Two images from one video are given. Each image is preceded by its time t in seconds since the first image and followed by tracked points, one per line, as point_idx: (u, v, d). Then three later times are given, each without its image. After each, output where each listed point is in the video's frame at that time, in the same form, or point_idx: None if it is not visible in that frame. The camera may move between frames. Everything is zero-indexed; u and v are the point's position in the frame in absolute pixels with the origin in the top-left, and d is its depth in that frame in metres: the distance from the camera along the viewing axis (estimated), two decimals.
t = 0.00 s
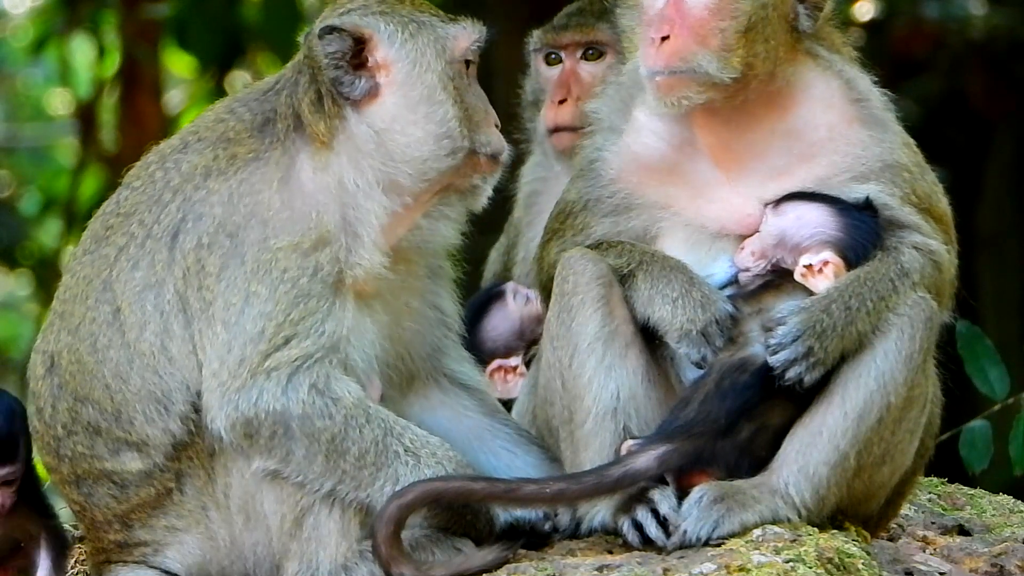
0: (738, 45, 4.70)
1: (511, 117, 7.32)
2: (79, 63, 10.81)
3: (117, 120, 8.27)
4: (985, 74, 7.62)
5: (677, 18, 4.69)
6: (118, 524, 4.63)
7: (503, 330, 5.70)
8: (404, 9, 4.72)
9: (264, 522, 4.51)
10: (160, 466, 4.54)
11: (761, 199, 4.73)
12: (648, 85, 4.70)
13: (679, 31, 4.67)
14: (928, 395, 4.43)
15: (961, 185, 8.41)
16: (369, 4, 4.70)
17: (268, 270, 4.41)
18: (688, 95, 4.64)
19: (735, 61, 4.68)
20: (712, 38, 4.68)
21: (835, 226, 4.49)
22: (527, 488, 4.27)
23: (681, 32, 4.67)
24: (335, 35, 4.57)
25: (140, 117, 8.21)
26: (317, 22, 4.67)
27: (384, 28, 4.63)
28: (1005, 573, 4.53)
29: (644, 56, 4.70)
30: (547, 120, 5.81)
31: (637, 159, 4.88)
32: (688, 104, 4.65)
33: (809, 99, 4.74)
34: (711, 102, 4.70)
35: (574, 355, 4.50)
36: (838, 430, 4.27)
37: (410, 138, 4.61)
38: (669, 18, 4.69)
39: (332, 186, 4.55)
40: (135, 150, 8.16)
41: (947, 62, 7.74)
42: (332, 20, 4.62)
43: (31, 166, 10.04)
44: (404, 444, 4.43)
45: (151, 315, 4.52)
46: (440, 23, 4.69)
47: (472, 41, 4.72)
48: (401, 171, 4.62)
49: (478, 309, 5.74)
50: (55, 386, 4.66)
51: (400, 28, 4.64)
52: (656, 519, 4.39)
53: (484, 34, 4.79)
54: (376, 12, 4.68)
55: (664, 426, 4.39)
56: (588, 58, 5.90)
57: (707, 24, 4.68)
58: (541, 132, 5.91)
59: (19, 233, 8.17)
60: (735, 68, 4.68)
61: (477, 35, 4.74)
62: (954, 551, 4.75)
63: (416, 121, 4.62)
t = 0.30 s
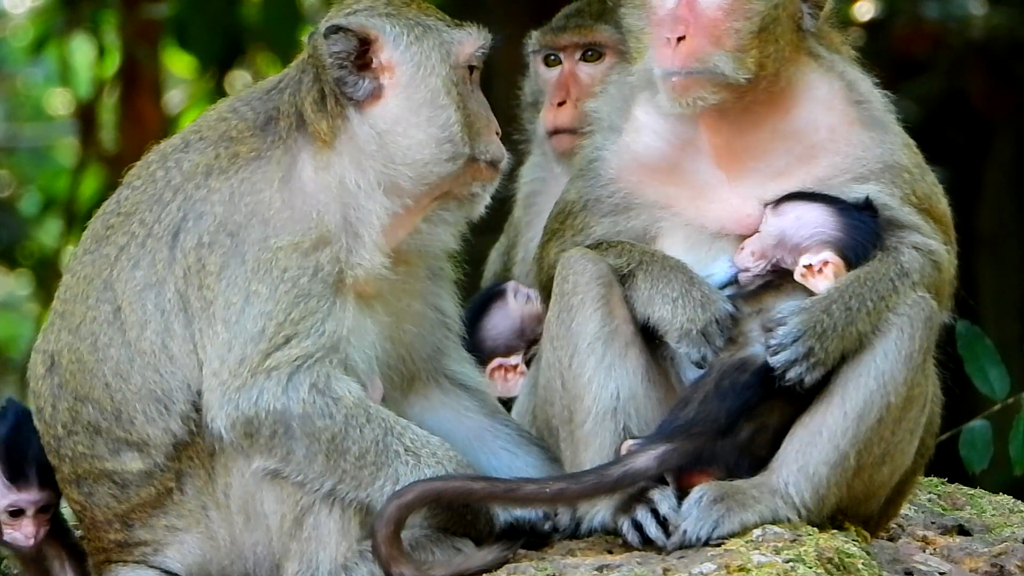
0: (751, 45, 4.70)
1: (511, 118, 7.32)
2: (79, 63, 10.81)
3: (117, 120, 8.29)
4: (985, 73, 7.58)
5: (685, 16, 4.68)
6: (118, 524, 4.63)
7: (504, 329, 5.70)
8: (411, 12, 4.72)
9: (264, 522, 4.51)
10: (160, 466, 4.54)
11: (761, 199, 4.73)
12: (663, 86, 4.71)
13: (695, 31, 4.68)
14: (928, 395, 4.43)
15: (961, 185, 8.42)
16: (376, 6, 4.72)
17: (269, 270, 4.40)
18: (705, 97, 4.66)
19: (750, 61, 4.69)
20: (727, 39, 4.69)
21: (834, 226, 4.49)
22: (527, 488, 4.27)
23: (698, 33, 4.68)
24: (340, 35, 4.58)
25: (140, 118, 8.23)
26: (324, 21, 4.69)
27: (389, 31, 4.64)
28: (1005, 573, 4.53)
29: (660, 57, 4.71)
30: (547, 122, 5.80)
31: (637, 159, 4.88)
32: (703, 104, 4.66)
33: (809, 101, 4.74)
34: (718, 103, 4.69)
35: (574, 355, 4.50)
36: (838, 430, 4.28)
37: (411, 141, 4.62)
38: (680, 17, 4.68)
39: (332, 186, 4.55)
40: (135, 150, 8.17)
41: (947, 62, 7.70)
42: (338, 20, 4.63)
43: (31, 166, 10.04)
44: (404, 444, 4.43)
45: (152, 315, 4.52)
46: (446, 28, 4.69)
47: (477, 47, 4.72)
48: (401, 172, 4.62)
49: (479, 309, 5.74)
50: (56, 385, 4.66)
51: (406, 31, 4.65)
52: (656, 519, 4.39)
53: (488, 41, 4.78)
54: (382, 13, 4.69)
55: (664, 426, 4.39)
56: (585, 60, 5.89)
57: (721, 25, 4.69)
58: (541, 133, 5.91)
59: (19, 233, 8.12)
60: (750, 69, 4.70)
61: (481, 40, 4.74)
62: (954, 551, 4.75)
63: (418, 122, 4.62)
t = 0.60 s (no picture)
0: (794, 42, 4.69)
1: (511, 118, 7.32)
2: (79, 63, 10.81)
3: (117, 119, 8.29)
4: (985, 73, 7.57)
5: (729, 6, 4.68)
6: (118, 524, 4.62)
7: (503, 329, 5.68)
8: (410, 15, 4.71)
9: (264, 522, 4.51)
10: (160, 466, 4.54)
11: (759, 199, 4.73)
12: (710, 70, 4.67)
13: (747, 18, 4.67)
14: (927, 394, 4.43)
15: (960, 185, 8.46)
16: (376, 7, 4.70)
17: (267, 270, 4.40)
18: (753, 87, 4.63)
19: (792, 57, 4.68)
20: (777, 30, 4.66)
21: (832, 226, 4.48)
22: (527, 488, 4.26)
23: (750, 20, 4.66)
24: (338, 35, 4.56)
25: (140, 117, 8.22)
26: (325, 20, 4.66)
27: (388, 32, 4.61)
28: (1005, 573, 4.53)
29: (713, 41, 4.68)
30: (547, 123, 5.78)
31: (635, 159, 4.87)
32: (753, 95, 4.64)
33: (807, 103, 4.73)
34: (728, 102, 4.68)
35: (573, 355, 4.50)
36: (837, 429, 4.28)
37: (409, 143, 4.61)
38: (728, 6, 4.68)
39: (331, 187, 4.55)
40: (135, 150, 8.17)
41: (948, 62, 7.70)
42: (336, 20, 4.61)
43: (31, 166, 10.04)
44: (403, 444, 4.43)
45: (151, 315, 4.52)
46: (445, 31, 4.67)
47: (476, 50, 4.69)
48: (399, 172, 4.62)
49: (478, 309, 5.73)
50: (55, 385, 4.66)
51: (404, 33, 4.62)
52: (655, 519, 4.39)
53: (488, 42, 4.76)
54: (382, 15, 4.66)
55: (663, 426, 4.39)
56: (586, 61, 5.92)
57: (770, 17, 4.66)
58: (541, 134, 5.90)
59: (19, 232, 8.10)
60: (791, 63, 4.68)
61: (482, 43, 4.72)
62: (954, 551, 4.75)
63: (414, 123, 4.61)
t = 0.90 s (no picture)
0: (805, 44, 4.70)
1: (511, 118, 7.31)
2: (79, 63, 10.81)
3: (117, 120, 8.29)
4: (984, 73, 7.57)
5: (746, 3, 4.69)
6: (118, 524, 4.63)
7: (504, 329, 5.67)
8: (394, 11, 4.69)
9: (264, 522, 4.51)
10: (160, 466, 4.54)
11: (759, 199, 4.73)
12: (728, 70, 4.67)
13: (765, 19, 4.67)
14: (927, 394, 4.43)
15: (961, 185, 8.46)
16: (359, 7, 4.68)
17: (265, 271, 4.40)
18: (769, 88, 4.64)
19: (803, 59, 4.69)
20: (790, 31, 4.67)
21: (832, 225, 4.48)
22: (527, 488, 4.26)
23: (767, 21, 4.66)
24: (322, 40, 4.57)
25: (140, 117, 8.22)
26: (312, 23, 4.67)
27: (371, 32, 4.61)
28: (1005, 573, 4.53)
29: (731, 40, 4.69)
30: (545, 123, 5.76)
31: (635, 159, 4.87)
32: (767, 96, 4.64)
33: (811, 103, 4.74)
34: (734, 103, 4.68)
35: (572, 355, 4.50)
36: (837, 429, 4.27)
37: (401, 141, 4.60)
38: (745, 6, 4.69)
39: (330, 187, 4.54)
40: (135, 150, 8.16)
41: (947, 62, 7.70)
42: (320, 24, 4.62)
43: (31, 166, 10.03)
44: (403, 444, 4.42)
45: (151, 316, 4.52)
46: (429, 25, 4.66)
47: (463, 41, 4.67)
48: (395, 171, 4.61)
49: (479, 309, 5.72)
50: (55, 386, 4.66)
51: (387, 31, 4.62)
52: (656, 519, 4.39)
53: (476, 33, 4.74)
54: (365, 14, 4.65)
55: (663, 426, 4.39)
56: (581, 61, 5.91)
57: (785, 19, 4.67)
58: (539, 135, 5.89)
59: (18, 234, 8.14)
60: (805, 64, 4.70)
61: (469, 33, 4.70)
62: (954, 551, 4.75)
63: (403, 122, 4.60)
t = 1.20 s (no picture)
0: (810, 46, 4.71)
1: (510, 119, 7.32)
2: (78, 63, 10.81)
3: (117, 120, 8.28)
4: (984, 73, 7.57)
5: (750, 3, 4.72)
6: (118, 525, 4.62)
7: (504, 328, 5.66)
8: (384, 11, 4.67)
9: (264, 522, 4.51)
10: (160, 466, 4.54)
11: (759, 199, 4.73)
12: (734, 71, 4.67)
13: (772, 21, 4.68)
14: (927, 394, 4.43)
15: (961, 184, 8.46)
16: (349, 10, 4.68)
17: (264, 271, 4.40)
18: (775, 90, 4.64)
19: (809, 60, 4.70)
20: (796, 32, 4.68)
21: (832, 225, 4.48)
22: (527, 488, 4.26)
23: (773, 23, 4.68)
24: (314, 48, 4.55)
25: (140, 117, 8.22)
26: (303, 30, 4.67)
27: (361, 34, 4.60)
28: (1005, 573, 4.53)
29: (738, 42, 4.70)
30: (543, 123, 5.76)
31: (634, 159, 4.87)
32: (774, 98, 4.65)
33: (816, 105, 4.74)
34: (739, 104, 4.68)
35: (573, 355, 4.50)
36: (837, 429, 4.27)
37: (398, 142, 4.59)
38: (751, 7, 4.71)
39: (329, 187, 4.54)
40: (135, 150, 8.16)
41: (947, 62, 7.70)
42: (309, 32, 4.61)
43: (31, 166, 10.03)
44: (402, 445, 4.42)
45: (149, 317, 4.52)
46: (419, 23, 4.64)
47: (455, 35, 4.66)
48: (395, 170, 4.60)
49: (479, 308, 5.71)
50: (54, 387, 4.66)
51: (379, 33, 4.61)
52: (656, 519, 4.39)
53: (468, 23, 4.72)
54: (355, 17, 4.65)
55: (663, 426, 4.39)
56: (580, 62, 5.91)
57: (791, 21, 4.68)
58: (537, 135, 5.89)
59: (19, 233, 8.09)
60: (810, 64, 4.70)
61: (459, 25, 4.68)
62: (954, 551, 4.75)
63: (400, 123, 4.59)
